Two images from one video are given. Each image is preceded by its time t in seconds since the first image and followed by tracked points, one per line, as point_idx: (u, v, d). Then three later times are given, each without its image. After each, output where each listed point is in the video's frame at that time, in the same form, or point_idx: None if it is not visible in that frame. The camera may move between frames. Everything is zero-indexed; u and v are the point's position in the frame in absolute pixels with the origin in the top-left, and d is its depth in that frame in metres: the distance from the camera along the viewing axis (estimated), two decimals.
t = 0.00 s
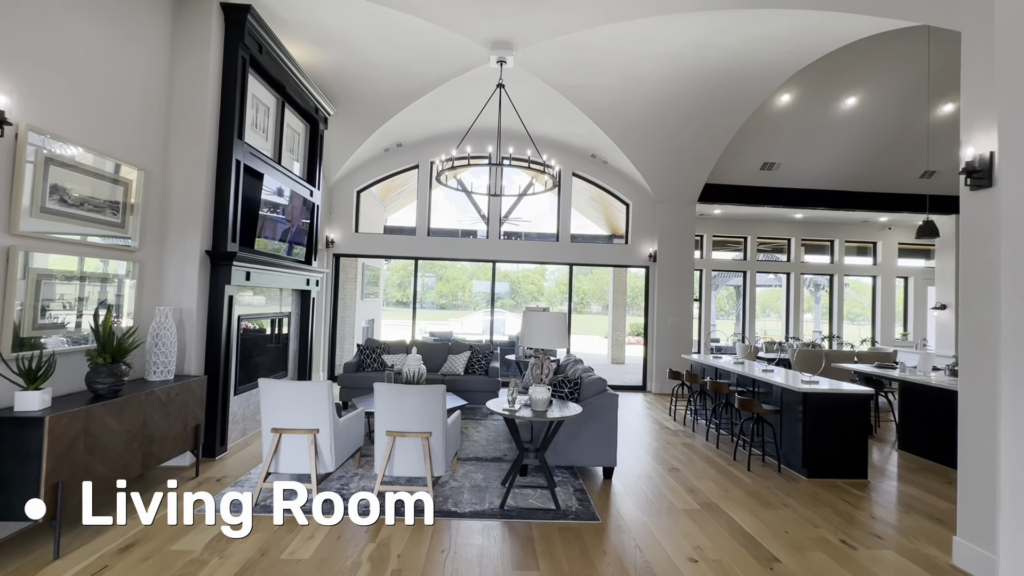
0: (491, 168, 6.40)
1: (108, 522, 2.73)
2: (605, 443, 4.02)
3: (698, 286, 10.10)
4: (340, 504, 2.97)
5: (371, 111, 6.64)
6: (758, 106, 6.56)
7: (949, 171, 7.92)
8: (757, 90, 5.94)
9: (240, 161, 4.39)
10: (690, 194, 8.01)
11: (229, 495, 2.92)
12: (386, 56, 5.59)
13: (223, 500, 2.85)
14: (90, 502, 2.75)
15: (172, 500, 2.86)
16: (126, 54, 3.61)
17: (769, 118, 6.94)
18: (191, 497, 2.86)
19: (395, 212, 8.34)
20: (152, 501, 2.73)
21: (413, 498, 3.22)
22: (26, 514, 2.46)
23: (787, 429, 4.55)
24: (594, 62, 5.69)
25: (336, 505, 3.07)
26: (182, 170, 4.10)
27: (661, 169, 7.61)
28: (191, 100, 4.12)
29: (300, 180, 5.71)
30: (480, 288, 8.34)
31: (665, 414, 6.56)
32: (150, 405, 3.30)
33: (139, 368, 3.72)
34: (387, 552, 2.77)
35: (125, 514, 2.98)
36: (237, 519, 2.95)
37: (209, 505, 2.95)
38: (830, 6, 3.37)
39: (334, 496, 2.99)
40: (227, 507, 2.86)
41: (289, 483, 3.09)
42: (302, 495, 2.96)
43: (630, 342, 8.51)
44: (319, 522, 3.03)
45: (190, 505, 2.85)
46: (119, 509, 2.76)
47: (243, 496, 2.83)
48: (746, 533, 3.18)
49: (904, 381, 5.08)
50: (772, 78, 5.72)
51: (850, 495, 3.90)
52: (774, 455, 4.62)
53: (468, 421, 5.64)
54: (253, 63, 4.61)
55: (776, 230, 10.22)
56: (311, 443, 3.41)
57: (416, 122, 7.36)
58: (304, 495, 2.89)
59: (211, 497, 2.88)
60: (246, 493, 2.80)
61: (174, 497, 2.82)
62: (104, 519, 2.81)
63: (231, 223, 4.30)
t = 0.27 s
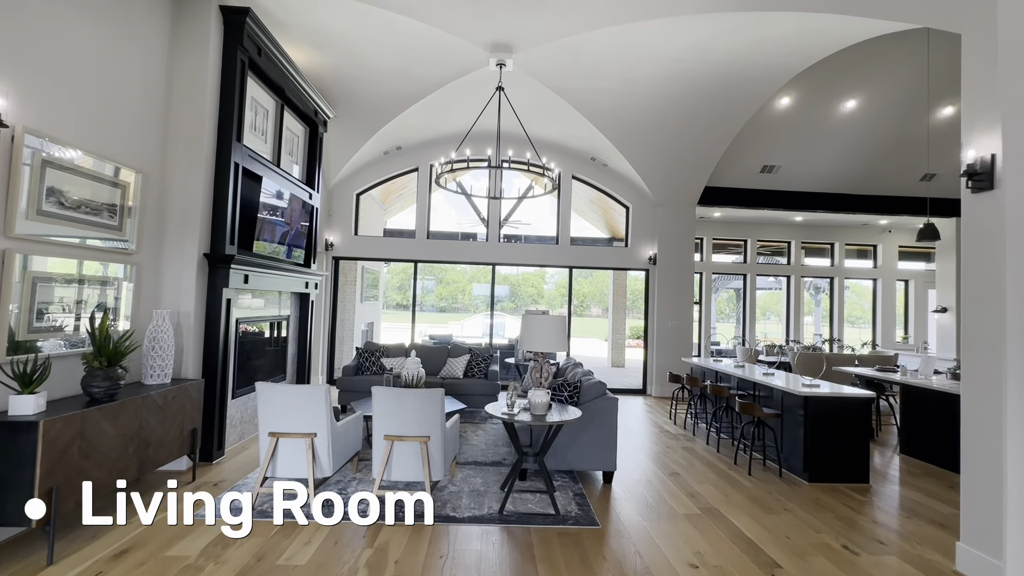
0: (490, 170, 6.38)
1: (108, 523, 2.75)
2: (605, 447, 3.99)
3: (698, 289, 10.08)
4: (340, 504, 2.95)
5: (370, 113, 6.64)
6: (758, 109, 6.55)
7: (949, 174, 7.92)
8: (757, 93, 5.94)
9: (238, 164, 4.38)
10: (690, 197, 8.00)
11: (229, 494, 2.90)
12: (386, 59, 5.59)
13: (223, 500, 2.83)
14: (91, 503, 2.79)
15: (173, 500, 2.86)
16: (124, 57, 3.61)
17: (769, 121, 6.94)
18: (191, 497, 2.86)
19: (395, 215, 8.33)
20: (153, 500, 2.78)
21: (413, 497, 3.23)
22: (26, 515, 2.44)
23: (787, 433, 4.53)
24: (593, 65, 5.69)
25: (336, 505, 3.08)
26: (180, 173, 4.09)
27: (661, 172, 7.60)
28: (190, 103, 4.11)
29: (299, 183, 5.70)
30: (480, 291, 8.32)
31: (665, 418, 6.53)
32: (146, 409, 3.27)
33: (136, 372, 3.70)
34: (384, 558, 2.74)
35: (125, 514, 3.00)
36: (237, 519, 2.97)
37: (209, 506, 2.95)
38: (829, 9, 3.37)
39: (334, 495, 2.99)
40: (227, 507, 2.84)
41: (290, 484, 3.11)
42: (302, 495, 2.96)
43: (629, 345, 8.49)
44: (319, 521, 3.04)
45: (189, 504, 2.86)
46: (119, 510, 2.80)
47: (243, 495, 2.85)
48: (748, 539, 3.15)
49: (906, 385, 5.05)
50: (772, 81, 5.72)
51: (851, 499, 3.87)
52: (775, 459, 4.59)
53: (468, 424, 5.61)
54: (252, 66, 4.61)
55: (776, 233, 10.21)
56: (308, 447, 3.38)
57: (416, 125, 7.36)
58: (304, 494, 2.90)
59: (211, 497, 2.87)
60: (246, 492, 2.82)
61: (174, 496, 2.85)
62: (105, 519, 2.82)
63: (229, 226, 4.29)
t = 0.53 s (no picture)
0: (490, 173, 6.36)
1: (107, 524, 2.73)
2: (605, 451, 3.97)
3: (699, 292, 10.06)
4: (341, 503, 2.95)
5: (370, 116, 6.64)
6: (758, 112, 6.55)
7: (950, 176, 7.91)
8: (757, 95, 5.93)
9: (237, 166, 4.37)
10: (690, 199, 7.98)
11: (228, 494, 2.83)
12: (385, 62, 5.59)
13: (223, 499, 2.78)
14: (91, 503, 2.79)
15: (173, 500, 2.84)
16: (123, 59, 3.61)
17: (769, 123, 6.94)
18: (191, 497, 2.82)
19: (395, 218, 8.32)
20: (153, 501, 2.78)
21: (414, 497, 3.22)
22: (28, 515, 2.43)
23: (788, 437, 4.50)
24: (593, 68, 5.69)
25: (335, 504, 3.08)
26: (179, 175, 4.08)
27: (661, 174, 7.60)
28: (189, 105, 4.11)
29: (298, 185, 5.69)
30: (480, 294, 8.30)
31: (666, 421, 6.50)
32: (143, 413, 3.25)
33: (134, 374, 3.68)
34: (382, 563, 2.72)
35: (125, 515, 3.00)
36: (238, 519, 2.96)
37: (209, 506, 2.92)
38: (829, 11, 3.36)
39: (334, 495, 2.98)
40: (227, 508, 2.80)
41: (290, 483, 3.08)
42: (302, 494, 2.95)
43: (630, 348, 8.46)
44: (318, 522, 3.03)
45: (189, 505, 2.84)
46: (119, 510, 2.79)
47: (243, 496, 2.82)
48: (749, 543, 3.12)
49: (907, 388, 5.03)
50: (772, 84, 5.72)
51: (853, 503, 3.84)
52: (777, 463, 4.57)
53: (467, 427, 5.58)
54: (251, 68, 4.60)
55: (776, 235, 10.20)
56: (305, 451, 3.35)
57: (415, 127, 7.35)
58: (304, 494, 2.88)
59: (211, 497, 2.84)
60: (247, 492, 2.80)
61: (174, 497, 2.84)
62: (105, 519, 2.81)
63: (228, 228, 4.28)
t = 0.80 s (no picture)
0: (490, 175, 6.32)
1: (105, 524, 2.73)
2: (605, 454, 3.94)
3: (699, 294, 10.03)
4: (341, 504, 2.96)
5: (370, 118, 6.64)
6: (759, 113, 6.54)
7: (951, 178, 7.89)
8: (758, 97, 5.92)
9: (237, 168, 4.36)
10: (691, 201, 7.97)
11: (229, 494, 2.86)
12: (385, 64, 5.59)
13: (224, 499, 2.79)
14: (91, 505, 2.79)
15: (173, 500, 2.85)
16: (122, 61, 3.61)
17: (769, 125, 6.92)
18: (191, 497, 2.84)
19: (395, 220, 8.31)
20: (153, 501, 2.78)
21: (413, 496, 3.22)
22: (27, 515, 2.43)
23: (790, 439, 4.47)
24: (593, 70, 5.68)
25: (336, 505, 3.08)
26: (178, 177, 4.07)
27: (662, 176, 7.59)
28: (188, 106, 4.10)
29: (298, 187, 5.68)
30: (480, 296, 8.28)
31: (666, 423, 6.47)
32: (141, 415, 3.23)
33: (132, 377, 3.66)
34: (380, 567, 2.69)
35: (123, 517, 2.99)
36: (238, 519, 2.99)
37: (209, 508, 3.01)
38: (831, 12, 3.35)
39: (335, 495, 3.00)
40: (227, 508, 2.81)
41: (290, 483, 3.12)
42: (302, 495, 2.97)
43: (630, 350, 8.44)
44: (318, 523, 3.03)
45: (189, 505, 2.85)
46: (119, 510, 2.80)
47: (243, 496, 2.84)
48: (750, 547, 3.09)
49: (910, 390, 5.00)
50: (773, 85, 5.71)
51: (856, 507, 3.82)
52: (778, 466, 4.54)
53: (467, 430, 5.56)
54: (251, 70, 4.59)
55: (777, 237, 10.18)
56: (304, 453, 3.33)
57: (415, 129, 7.35)
58: (304, 494, 2.92)
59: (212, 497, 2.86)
60: (247, 493, 2.83)
61: (174, 497, 2.85)
62: (105, 519, 2.81)
63: (227, 230, 4.27)
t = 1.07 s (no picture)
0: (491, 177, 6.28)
1: (105, 525, 2.73)
2: (606, 456, 3.92)
3: (700, 295, 10.02)
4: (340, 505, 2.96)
5: (371, 119, 6.63)
6: (760, 114, 6.53)
7: (954, 179, 7.86)
8: (759, 97, 5.91)
9: (236, 169, 4.35)
10: (691, 202, 7.95)
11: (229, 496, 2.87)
12: (385, 65, 5.58)
13: (224, 500, 2.79)
14: (90, 506, 2.79)
15: (173, 500, 2.86)
16: (123, 62, 3.60)
17: (771, 126, 6.90)
18: (191, 497, 2.86)
19: (396, 222, 8.30)
20: (153, 502, 2.77)
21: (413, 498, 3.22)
22: (27, 515, 2.42)
23: (793, 442, 4.44)
24: (594, 71, 5.67)
25: (336, 506, 3.08)
26: (177, 177, 4.06)
27: (663, 177, 7.57)
28: (189, 107, 4.09)
29: (298, 188, 5.66)
30: (481, 297, 8.26)
31: (668, 425, 6.44)
32: (139, 417, 3.22)
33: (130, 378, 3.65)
34: (380, 571, 2.67)
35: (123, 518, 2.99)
36: (237, 519, 3.00)
37: (208, 508, 3.03)
38: (833, 11, 3.33)
39: (335, 495, 3.01)
40: (227, 508, 2.83)
41: (289, 484, 3.14)
42: (302, 496, 2.99)
43: (631, 352, 8.41)
44: (317, 525, 3.01)
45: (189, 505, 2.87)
46: (119, 511, 2.81)
47: (243, 496, 2.86)
48: (753, 551, 3.06)
49: (913, 392, 4.96)
50: (775, 86, 5.69)
51: (859, 510, 3.79)
52: (781, 468, 4.51)
53: (467, 432, 5.53)
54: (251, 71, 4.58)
55: (779, 239, 10.16)
56: (304, 455, 3.32)
57: (416, 130, 7.34)
58: (304, 494, 2.94)
59: (212, 498, 2.87)
60: (247, 493, 2.84)
61: (175, 497, 2.85)
62: (105, 519, 2.81)
63: (227, 231, 4.25)
